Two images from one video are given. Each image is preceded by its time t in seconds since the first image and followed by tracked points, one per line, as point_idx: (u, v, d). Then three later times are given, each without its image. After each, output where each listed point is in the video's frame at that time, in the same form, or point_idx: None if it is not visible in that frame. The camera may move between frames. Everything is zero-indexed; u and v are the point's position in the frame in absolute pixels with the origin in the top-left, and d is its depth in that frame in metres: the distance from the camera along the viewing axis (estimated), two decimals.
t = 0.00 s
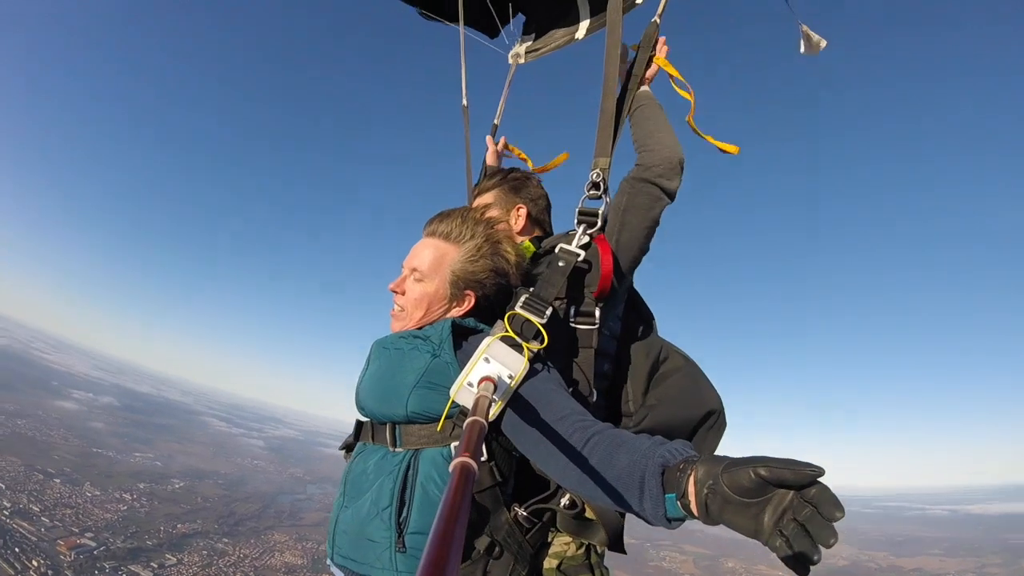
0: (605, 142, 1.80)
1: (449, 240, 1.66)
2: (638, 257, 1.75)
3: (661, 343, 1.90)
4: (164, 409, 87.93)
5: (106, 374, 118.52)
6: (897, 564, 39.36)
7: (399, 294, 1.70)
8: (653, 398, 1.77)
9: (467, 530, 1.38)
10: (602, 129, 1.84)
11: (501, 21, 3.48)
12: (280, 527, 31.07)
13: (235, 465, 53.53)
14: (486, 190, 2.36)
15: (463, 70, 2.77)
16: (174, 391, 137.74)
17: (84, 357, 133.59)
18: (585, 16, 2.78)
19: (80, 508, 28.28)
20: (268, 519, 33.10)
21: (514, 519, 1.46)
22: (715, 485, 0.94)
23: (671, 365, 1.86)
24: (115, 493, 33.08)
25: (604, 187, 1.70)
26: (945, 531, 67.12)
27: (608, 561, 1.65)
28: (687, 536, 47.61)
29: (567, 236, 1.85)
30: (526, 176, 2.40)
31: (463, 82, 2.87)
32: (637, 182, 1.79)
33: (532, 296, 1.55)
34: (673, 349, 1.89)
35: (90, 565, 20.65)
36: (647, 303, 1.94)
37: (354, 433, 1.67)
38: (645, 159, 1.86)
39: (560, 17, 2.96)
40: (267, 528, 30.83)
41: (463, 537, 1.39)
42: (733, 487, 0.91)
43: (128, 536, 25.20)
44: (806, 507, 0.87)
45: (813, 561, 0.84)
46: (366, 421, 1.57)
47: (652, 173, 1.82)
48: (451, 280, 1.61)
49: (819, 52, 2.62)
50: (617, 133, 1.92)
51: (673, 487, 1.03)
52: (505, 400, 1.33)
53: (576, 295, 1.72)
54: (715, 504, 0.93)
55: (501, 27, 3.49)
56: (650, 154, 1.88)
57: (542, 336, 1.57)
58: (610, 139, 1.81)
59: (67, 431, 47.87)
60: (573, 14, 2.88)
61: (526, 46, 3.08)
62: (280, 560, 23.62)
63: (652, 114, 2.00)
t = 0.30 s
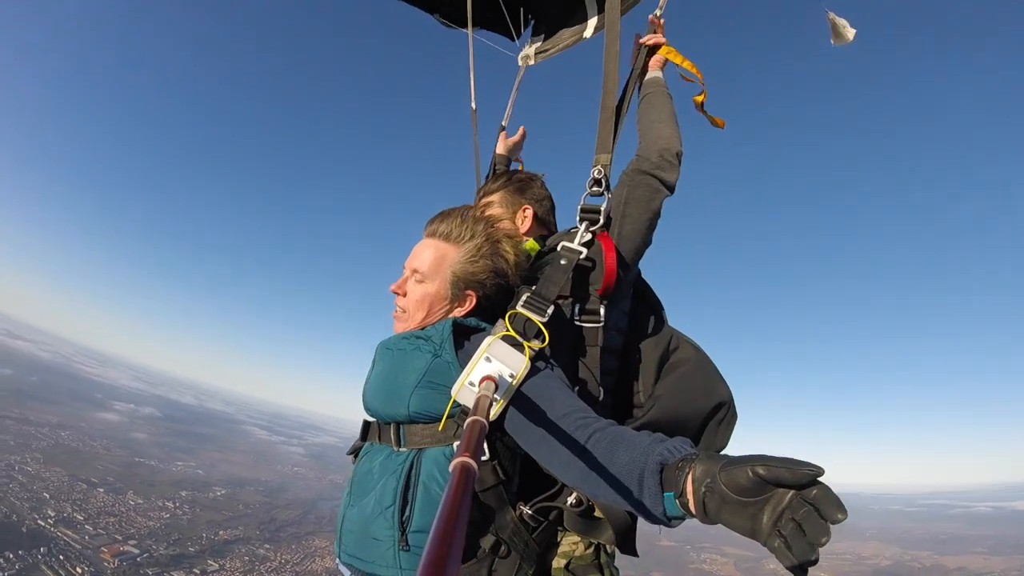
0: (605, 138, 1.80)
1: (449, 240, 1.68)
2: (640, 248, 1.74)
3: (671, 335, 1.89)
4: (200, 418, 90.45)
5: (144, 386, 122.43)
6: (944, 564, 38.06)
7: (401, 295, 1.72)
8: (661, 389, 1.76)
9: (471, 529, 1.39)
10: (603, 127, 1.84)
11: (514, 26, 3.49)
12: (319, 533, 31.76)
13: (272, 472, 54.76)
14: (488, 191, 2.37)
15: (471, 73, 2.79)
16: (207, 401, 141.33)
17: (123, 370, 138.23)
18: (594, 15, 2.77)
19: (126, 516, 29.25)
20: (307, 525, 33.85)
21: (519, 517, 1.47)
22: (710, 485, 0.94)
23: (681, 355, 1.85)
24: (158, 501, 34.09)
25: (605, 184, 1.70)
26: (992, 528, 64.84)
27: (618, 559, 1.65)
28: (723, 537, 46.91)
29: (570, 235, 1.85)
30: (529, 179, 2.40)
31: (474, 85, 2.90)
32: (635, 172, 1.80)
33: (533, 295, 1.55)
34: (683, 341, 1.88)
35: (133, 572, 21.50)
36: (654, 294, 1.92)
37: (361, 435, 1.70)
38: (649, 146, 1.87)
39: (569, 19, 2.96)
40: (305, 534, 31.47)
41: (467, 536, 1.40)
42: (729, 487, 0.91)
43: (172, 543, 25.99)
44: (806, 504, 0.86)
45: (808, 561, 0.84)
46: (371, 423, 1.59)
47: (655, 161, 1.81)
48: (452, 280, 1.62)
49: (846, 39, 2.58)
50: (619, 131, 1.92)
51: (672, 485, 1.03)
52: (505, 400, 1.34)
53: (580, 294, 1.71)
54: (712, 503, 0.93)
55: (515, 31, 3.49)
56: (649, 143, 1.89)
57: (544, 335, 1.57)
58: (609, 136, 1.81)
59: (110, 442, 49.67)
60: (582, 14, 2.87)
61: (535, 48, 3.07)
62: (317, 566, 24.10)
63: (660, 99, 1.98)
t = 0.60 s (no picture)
0: (605, 137, 1.80)
1: (450, 243, 1.68)
2: (641, 251, 1.74)
3: (670, 339, 1.88)
4: (196, 426, 89.96)
5: (140, 394, 121.74)
6: (941, 566, 38.19)
7: (402, 296, 1.72)
8: (660, 391, 1.75)
9: (471, 531, 1.39)
10: (603, 128, 1.84)
11: (510, 32, 3.49)
12: (316, 541, 31.58)
13: (268, 481, 54.41)
14: (484, 196, 2.38)
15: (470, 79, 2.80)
16: (203, 409, 140.58)
17: (118, 378, 137.40)
18: (590, 20, 2.78)
19: (120, 525, 29.02)
20: (303, 534, 33.63)
21: (519, 519, 1.46)
22: (706, 480, 0.93)
23: (680, 358, 1.84)
24: (153, 510, 33.84)
25: (604, 185, 1.69)
26: (990, 530, 64.81)
27: (619, 561, 1.63)
28: (721, 543, 46.81)
29: (570, 236, 1.85)
30: (525, 182, 2.40)
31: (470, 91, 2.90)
32: (638, 177, 1.79)
33: (533, 295, 1.54)
34: (681, 344, 1.88)
35: None
36: (652, 296, 1.92)
37: (360, 436, 1.68)
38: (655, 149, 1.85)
39: (566, 24, 2.98)
40: (302, 542, 31.28)
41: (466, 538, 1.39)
42: (725, 482, 0.90)
43: (167, 551, 25.83)
44: (799, 499, 0.86)
45: (803, 561, 0.83)
46: (371, 423, 1.58)
47: (659, 163, 1.81)
48: (453, 280, 1.62)
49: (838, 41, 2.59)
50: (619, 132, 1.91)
51: (667, 483, 1.03)
52: (505, 400, 1.34)
53: (580, 295, 1.71)
54: (706, 500, 0.92)
55: (511, 38, 3.50)
56: (653, 149, 1.88)
57: (543, 336, 1.57)
58: (609, 134, 1.80)
59: (104, 450, 49.29)
60: (578, 20, 2.89)
61: (533, 55, 3.09)
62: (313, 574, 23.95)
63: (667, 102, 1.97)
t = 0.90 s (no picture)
0: (605, 139, 1.81)
1: (448, 242, 1.67)
2: (642, 254, 1.75)
3: (666, 342, 1.90)
4: (179, 426, 88.72)
5: (122, 393, 119.84)
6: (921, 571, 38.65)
7: (399, 298, 1.71)
8: (657, 393, 1.76)
9: (470, 531, 1.39)
10: (603, 129, 1.85)
11: (505, 33, 3.47)
12: (298, 544, 31.24)
13: (251, 482, 53.73)
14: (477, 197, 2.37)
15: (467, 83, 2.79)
16: (187, 410, 138.79)
17: (100, 377, 135.15)
18: (587, 25, 2.80)
19: (99, 525, 28.56)
20: (285, 536, 33.23)
21: (517, 520, 1.46)
22: (714, 469, 0.94)
23: (677, 360, 1.85)
24: (133, 510, 33.29)
25: (604, 185, 1.71)
26: (968, 535, 65.69)
27: (617, 562, 1.63)
28: (706, 548, 46.96)
29: (567, 237, 1.86)
30: (518, 183, 2.40)
31: (467, 94, 2.88)
32: (641, 180, 1.80)
33: (533, 296, 1.54)
34: (677, 347, 1.88)
35: None
36: (649, 300, 1.93)
37: (357, 437, 1.66)
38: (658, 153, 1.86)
39: (563, 27, 2.99)
40: (284, 545, 30.96)
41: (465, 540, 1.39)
42: (731, 469, 0.91)
43: (147, 553, 25.44)
44: (806, 482, 0.87)
45: (814, 545, 0.84)
46: (369, 423, 1.57)
47: (663, 165, 1.81)
48: (450, 282, 1.62)
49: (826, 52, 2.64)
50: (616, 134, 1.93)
51: (673, 474, 1.04)
52: (504, 400, 1.34)
53: (579, 296, 1.70)
54: (713, 488, 0.93)
55: (506, 39, 3.48)
56: (658, 154, 1.88)
57: (543, 335, 1.57)
58: (610, 136, 1.81)
59: (84, 450, 48.43)
60: (575, 24, 2.90)
61: (529, 58, 3.08)
62: None
63: (670, 105, 1.98)
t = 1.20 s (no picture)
0: (606, 142, 1.82)
1: (443, 243, 1.67)
2: (644, 263, 1.73)
3: (665, 344, 1.89)
4: (171, 436, 87.87)
5: (113, 402, 118.63)
6: None
7: (397, 302, 1.70)
8: (658, 396, 1.76)
9: (470, 533, 1.38)
10: (604, 132, 1.85)
11: (501, 41, 3.47)
12: (290, 555, 30.95)
13: (242, 494, 53.23)
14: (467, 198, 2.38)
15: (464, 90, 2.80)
16: (178, 419, 137.44)
17: (90, 386, 133.85)
18: (584, 34, 2.84)
19: (89, 537, 28.23)
20: (277, 548, 32.90)
21: (518, 521, 1.45)
22: (710, 471, 0.94)
23: (676, 363, 1.85)
24: (123, 522, 32.92)
25: (605, 187, 1.71)
26: (961, 540, 65.90)
27: (617, 563, 1.63)
28: (700, 556, 46.87)
29: (565, 240, 1.86)
30: (506, 186, 2.40)
31: (464, 100, 2.87)
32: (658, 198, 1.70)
33: (533, 295, 1.55)
34: (676, 349, 1.89)
35: None
36: (647, 305, 1.93)
37: (355, 440, 1.65)
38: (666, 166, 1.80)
39: (559, 37, 3.02)
40: (276, 556, 30.68)
41: (464, 539, 1.39)
42: (728, 470, 0.92)
43: (137, 565, 25.15)
44: (805, 489, 0.87)
45: (810, 550, 0.84)
46: (368, 425, 1.57)
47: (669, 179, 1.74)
48: (448, 282, 1.62)
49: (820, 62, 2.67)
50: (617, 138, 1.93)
51: (670, 476, 1.04)
52: (504, 400, 1.33)
53: (578, 297, 1.70)
54: (709, 490, 0.93)
55: (502, 47, 3.48)
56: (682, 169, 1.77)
57: (542, 336, 1.57)
58: (611, 140, 1.82)
59: (74, 460, 47.94)
60: (572, 34, 2.93)
61: (527, 67, 3.09)
62: None
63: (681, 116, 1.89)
